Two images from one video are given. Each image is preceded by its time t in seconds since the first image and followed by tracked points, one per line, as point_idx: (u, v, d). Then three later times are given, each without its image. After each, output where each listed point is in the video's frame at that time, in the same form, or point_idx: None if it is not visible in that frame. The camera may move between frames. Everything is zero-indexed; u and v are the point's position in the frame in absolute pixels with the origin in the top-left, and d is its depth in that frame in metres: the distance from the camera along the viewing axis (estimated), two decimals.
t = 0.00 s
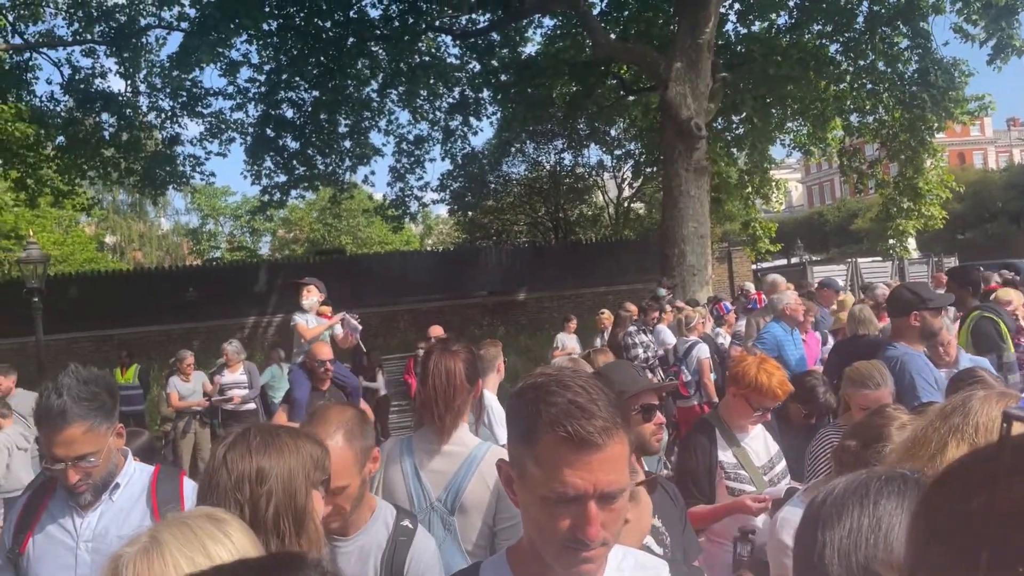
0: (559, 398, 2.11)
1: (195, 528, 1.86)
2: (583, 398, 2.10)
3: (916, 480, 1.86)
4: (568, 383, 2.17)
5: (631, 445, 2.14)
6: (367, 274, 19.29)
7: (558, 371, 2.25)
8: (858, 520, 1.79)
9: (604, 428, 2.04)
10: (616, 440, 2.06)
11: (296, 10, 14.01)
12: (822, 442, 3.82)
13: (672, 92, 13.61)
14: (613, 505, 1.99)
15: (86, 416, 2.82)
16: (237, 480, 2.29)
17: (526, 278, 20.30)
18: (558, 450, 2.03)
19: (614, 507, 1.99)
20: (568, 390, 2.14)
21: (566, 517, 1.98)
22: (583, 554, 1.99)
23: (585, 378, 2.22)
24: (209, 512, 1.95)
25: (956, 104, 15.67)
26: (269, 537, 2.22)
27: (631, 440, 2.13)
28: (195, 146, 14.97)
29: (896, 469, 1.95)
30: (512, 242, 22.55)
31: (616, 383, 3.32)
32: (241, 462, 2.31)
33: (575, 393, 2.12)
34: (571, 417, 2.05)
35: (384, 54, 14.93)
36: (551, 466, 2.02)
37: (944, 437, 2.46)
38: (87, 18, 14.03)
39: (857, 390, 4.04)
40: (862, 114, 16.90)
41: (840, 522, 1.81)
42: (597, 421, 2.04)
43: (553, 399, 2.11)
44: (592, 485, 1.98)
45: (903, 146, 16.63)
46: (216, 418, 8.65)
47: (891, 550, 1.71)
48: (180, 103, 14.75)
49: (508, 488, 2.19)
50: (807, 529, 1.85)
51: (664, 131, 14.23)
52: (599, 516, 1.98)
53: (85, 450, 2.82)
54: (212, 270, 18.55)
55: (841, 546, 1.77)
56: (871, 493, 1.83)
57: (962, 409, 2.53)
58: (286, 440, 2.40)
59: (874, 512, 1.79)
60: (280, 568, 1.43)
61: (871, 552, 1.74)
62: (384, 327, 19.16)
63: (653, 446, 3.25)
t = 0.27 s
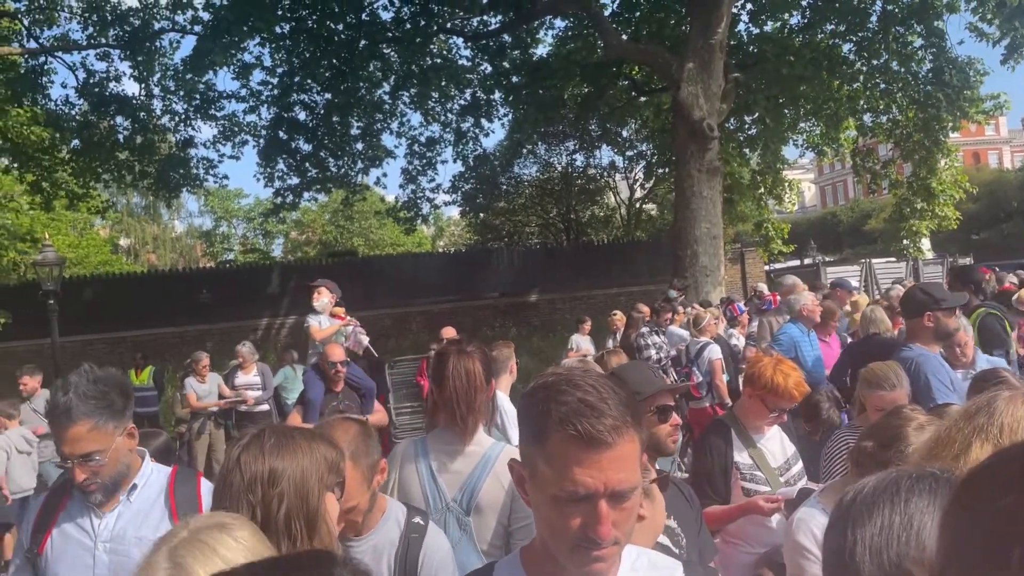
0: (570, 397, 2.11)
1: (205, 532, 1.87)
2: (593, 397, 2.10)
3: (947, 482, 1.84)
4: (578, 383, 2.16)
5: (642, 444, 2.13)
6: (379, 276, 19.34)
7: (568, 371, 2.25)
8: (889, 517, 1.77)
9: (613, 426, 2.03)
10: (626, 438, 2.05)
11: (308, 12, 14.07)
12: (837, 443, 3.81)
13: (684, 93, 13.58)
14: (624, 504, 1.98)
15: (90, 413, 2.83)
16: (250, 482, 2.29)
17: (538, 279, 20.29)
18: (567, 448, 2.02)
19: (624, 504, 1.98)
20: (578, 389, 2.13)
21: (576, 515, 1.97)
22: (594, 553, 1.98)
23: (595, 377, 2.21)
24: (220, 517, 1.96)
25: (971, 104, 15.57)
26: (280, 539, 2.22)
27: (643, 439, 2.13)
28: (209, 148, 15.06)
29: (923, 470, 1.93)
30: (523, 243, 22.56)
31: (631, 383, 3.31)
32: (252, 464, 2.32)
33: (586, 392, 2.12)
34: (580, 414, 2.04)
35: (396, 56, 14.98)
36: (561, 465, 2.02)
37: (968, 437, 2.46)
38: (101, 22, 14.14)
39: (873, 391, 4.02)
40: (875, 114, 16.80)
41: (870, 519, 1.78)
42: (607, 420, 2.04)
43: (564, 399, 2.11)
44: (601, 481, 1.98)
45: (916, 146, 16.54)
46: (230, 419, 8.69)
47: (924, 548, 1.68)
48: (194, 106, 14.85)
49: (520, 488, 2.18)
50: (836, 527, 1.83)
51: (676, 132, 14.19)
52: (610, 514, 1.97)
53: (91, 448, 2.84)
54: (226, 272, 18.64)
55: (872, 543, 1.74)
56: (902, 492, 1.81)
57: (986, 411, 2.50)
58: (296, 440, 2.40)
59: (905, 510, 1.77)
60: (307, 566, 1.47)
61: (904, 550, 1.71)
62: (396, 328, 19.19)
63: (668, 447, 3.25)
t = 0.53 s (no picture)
0: (582, 397, 2.10)
1: (227, 559, 1.79)
2: (607, 397, 2.09)
3: (979, 480, 1.83)
4: (591, 383, 2.16)
5: (656, 443, 2.12)
6: (392, 277, 19.39)
7: (581, 371, 2.25)
8: (922, 518, 1.76)
9: (626, 426, 2.03)
10: (639, 438, 2.05)
11: (322, 15, 14.10)
12: (854, 444, 3.78)
13: (697, 93, 13.55)
14: (639, 503, 1.98)
15: (88, 412, 2.82)
16: (264, 484, 2.30)
17: (550, 281, 20.28)
18: (580, 448, 2.02)
19: (639, 503, 1.98)
20: (591, 389, 2.13)
21: (590, 515, 1.98)
22: (607, 553, 1.98)
23: (608, 377, 2.21)
24: (239, 537, 1.88)
25: (987, 103, 15.46)
26: (294, 540, 2.23)
27: (656, 438, 2.12)
28: (223, 151, 15.15)
29: (951, 469, 1.93)
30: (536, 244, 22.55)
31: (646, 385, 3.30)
32: (265, 465, 2.32)
33: (599, 392, 2.11)
34: (593, 414, 2.04)
35: (409, 59, 15.03)
36: (575, 465, 2.02)
37: (993, 438, 2.44)
38: (117, 26, 14.28)
39: (889, 392, 4.00)
40: (890, 114, 16.71)
41: (902, 520, 1.78)
42: (620, 420, 2.03)
43: (576, 399, 2.10)
44: (614, 481, 1.98)
45: (931, 146, 16.44)
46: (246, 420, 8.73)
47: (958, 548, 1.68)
48: (209, 109, 14.94)
49: (533, 488, 2.18)
50: (868, 526, 1.83)
51: (689, 133, 14.15)
52: (625, 513, 1.97)
53: (91, 446, 2.84)
54: (240, 274, 18.76)
55: (905, 543, 1.74)
56: (935, 491, 1.80)
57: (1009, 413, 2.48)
58: (309, 441, 2.40)
59: (937, 510, 1.76)
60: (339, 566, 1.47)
61: (937, 549, 1.71)
62: (409, 330, 19.23)
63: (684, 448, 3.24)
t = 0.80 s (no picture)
0: (601, 394, 2.09)
1: (257, 554, 1.80)
2: (625, 394, 2.08)
3: (1012, 481, 1.70)
4: (609, 380, 2.14)
5: (674, 441, 2.11)
6: (407, 278, 19.44)
7: (599, 369, 2.24)
8: (955, 517, 1.61)
9: (644, 423, 2.02)
10: (658, 435, 2.04)
11: (338, 17, 14.13)
12: (873, 445, 3.76)
13: (713, 93, 13.51)
14: (657, 501, 1.97)
15: (94, 413, 2.81)
16: (281, 483, 2.31)
17: (565, 281, 20.27)
18: (598, 445, 2.02)
19: (658, 500, 1.98)
20: (609, 386, 2.12)
21: (608, 511, 1.97)
22: (626, 550, 1.98)
23: (627, 374, 2.19)
24: (269, 533, 1.88)
25: (1007, 102, 15.32)
26: (311, 538, 2.24)
27: (674, 435, 2.11)
28: (240, 152, 15.24)
29: (981, 468, 1.79)
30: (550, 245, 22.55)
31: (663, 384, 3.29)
32: (282, 463, 2.34)
33: (617, 389, 2.10)
34: (612, 411, 2.04)
35: (424, 60, 15.07)
36: (593, 461, 2.01)
37: (1020, 437, 2.40)
38: (135, 30, 14.41)
39: (909, 393, 3.97)
40: (907, 114, 16.60)
41: (934, 518, 1.63)
42: (638, 416, 2.03)
43: (594, 395, 2.09)
44: (632, 477, 1.98)
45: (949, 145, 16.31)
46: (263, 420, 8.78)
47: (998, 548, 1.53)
48: (226, 111, 15.04)
49: (551, 486, 2.18)
50: (895, 523, 1.68)
51: (705, 133, 14.11)
52: (643, 511, 1.97)
53: (99, 447, 2.82)
54: (256, 275, 18.86)
55: (936, 543, 1.59)
56: (967, 490, 1.66)
57: None
58: (324, 439, 2.40)
59: (971, 509, 1.62)
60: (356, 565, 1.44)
61: (971, 548, 1.56)
62: (424, 330, 19.26)
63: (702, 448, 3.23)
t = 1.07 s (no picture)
0: (621, 393, 2.08)
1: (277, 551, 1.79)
2: (645, 393, 2.07)
3: None
4: (630, 379, 2.13)
5: (695, 440, 2.09)
6: (424, 278, 19.48)
7: (620, 368, 2.22)
8: (980, 520, 1.59)
9: (666, 423, 2.01)
10: (679, 434, 2.03)
11: (356, 18, 14.16)
12: (895, 446, 3.72)
13: (731, 93, 13.44)
14: (678, 501, 1.96)
15: (98, 420, 2.78)
16: (297, 483, 2.29)
17: (582, 282, 20.23)
18: (618, 444, 2.01)
19: (678, 500, 1.97)
20: (630, 385, 2.10)
21: (629, 511, 1.97)
22: (646, 550, 1.98)
23: (647, 374, 2.18)
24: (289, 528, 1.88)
25: None
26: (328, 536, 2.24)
27: (695, 435, 2.09)
28: (258, 154, 15.33)
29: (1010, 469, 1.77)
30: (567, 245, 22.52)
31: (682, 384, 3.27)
32: (299, 462, 2.33)
33: (638, 388, 2.09)
34: (633, 410, 2.02)
35: (442, 61, 15.08)
36: (613, 460, 2.01)
37: None
38: (155, 32, 14.51)
39: (930, 394, 3.93)
40: (928, 113, 16.44)
41: (959, 522, 1.61)
42: (659, 416, 2.01)
43: (615, 395, 2.08)
44: (653, 476, 1.97)
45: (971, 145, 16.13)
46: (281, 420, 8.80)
47: None
48: (244, 112, 15.13)
49: (571, 486, 2.17)
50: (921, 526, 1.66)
51: (722, 132, 14.04)
52: (664, 510, 1.96)
53: (105, 454, 2.79)
54: (274, 275, 18.97)
55: (962, 547, 1.58)
56: (994, 492, 1.64)
57: None
58: (343, 440, 2.40)
59: (998, 510, 1.60)
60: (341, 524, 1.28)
61: (999, 550, 1.54)
62: (441, 330, 19.29)
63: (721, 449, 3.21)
